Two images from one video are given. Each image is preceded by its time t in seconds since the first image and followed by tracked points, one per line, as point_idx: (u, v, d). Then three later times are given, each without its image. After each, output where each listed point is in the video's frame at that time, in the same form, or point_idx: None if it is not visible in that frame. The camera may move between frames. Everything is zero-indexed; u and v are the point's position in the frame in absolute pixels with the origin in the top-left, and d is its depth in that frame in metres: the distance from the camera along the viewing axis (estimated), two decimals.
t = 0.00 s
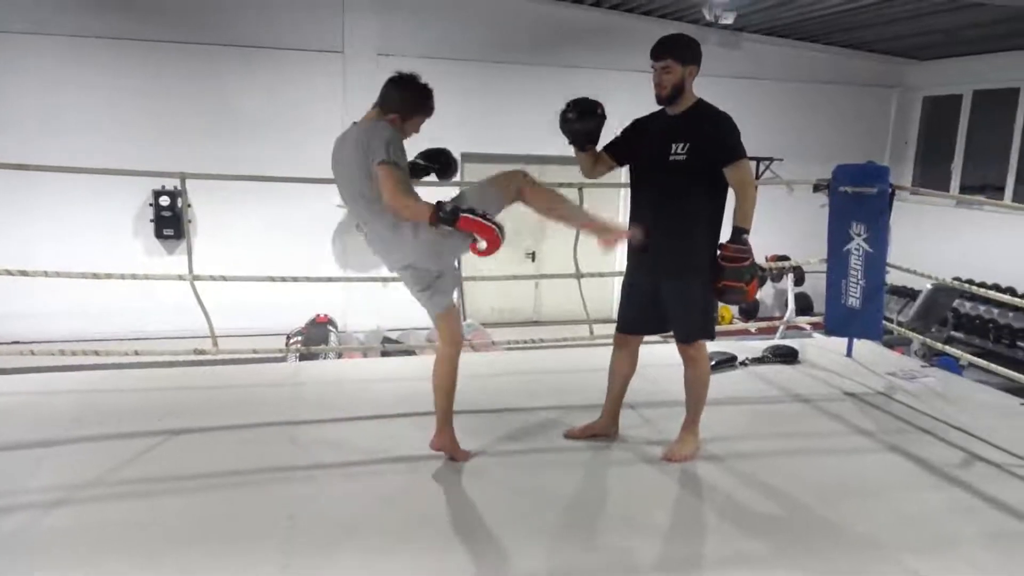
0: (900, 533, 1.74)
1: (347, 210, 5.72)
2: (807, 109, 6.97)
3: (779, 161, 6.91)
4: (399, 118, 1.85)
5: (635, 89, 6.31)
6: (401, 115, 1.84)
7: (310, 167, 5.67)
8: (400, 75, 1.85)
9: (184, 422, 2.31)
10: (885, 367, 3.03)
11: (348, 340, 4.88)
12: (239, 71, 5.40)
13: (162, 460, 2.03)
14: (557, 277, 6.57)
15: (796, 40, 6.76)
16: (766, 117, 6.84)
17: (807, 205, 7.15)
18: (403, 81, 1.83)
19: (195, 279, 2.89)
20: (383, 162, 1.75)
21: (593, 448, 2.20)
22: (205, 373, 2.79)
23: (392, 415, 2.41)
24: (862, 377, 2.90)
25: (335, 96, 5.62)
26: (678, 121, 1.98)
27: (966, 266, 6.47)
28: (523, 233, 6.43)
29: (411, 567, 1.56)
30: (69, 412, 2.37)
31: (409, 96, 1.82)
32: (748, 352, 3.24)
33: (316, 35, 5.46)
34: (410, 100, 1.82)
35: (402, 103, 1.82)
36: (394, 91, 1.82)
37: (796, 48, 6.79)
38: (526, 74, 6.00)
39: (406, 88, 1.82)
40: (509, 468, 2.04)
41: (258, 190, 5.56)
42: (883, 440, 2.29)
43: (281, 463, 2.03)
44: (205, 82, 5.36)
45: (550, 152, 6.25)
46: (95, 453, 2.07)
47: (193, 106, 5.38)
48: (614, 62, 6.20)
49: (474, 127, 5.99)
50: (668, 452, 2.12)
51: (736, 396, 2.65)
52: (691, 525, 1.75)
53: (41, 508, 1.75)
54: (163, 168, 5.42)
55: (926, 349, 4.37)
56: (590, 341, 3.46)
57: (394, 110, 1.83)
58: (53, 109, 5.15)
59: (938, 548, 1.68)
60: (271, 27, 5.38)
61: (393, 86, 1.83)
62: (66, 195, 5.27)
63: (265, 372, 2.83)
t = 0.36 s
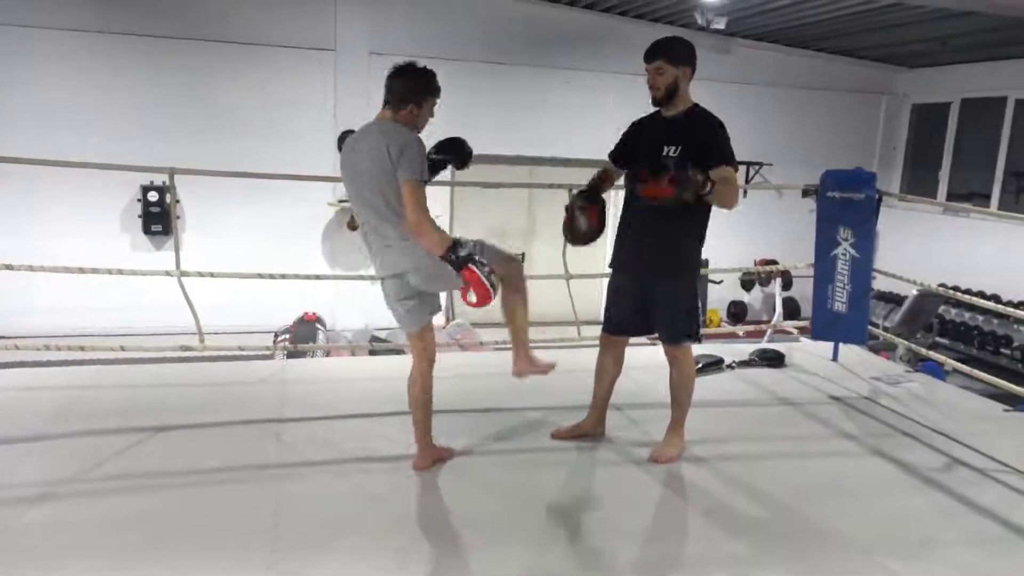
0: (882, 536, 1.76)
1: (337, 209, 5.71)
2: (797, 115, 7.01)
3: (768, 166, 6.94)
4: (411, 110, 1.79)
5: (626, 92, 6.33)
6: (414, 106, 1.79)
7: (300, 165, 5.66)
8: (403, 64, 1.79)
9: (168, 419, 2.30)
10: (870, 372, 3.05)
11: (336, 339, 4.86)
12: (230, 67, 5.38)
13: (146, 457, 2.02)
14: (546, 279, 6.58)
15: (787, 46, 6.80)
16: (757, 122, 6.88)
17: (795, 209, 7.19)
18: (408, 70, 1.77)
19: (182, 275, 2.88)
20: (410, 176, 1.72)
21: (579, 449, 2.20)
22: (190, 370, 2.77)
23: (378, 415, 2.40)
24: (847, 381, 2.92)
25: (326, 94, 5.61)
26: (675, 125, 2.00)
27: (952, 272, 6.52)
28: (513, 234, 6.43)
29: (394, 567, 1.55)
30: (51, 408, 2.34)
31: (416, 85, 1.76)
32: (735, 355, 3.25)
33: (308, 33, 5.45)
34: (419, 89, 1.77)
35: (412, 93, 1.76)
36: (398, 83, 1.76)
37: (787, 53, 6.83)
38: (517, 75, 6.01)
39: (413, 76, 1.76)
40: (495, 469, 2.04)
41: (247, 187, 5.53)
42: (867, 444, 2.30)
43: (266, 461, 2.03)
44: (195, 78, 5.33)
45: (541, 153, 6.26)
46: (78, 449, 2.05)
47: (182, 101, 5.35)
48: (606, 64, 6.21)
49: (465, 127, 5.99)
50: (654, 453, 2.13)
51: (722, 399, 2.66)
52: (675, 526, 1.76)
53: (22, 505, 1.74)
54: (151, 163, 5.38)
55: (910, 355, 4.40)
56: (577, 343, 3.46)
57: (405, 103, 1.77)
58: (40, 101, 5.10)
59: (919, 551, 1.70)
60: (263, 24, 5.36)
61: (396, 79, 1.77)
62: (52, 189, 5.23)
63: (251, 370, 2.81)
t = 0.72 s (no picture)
0: (870, 540, 1.76)
1: (326, 215, 5.70)
2: (784, 121, 7.05)
3: (756, 171, 6.98)
4: (418, 101, 1.71)
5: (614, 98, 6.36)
6: (417, 97, 1.70)
7: (289, 171, 5.64)
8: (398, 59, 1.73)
9: (155, 428, 2.28)
10: (857, 376, 3.07)
11: (325, 345, 4.85)
12: (218, 73, 5.36)
13: (132, 467, 2.01)
14: (535, 285, 6.59)
15: (774, 52, 6.85)
16: (744, 127, 6.92)
17: (783, 215, 7.23)
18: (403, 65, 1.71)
19: (167, 282, 2.86)
20: (417, 190, 1.65)
21: (567, 455, 2.20)
22: (177, 378, 2.75)
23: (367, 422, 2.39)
24: (834, 386, 2.94)
25: (314, 101, 5.61)
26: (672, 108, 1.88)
27: (938, 277, 6.58)
28: (502, 239, 6.43)
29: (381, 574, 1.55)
30: (36, 417, 2.32)
31: (412, 75, 1.69)
32: (723, 360, 3.27)
33: (296, 39, 5.45)
34: (417, 79, 1.69)
35: (411, 84, 1.69)
36: (400, 81, 1.69)
37: (773, 60, 6.88)
38: (505, 81, 6.02)
39: (406, 69, 1.69)
40: (484, 476, 2.04)
41: (235, 193, 5.52)
42: (853, 448, 2.32)
43: (254, 470, 2.02)
44: (183, 83, 5.31)
45: (530, 159, 6.27)
46: (62, 459, 2.04)
47: (170, 107, 5.32)
48: (594, 71, 6.23)
49: (453, 133, 5.99)
50: (644, 459, 2.13)
51: (711, 405, 2.67)
52: (665, 532, 1.76)
53: (6, 516, 1.72)
54: (139, 170, 5.35)
55: (897, 359, 4.43)
56: (566, 349, 3.46)
57: (408, 96, 1.69)
58: (24, 106, 5.05)
59: (907, 554, 1.71)
60: (251, 30, 5.35)
61: (398, 76, 1.70)
62: (37, 195, 5.19)
63: (238, 378, 2.79)
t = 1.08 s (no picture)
0: (860, 546, 1.77)
1: (315, 225, 5.69)
2: (771, 128, 7.10)
3: (744, 178, 7.02)
4: (414, 90, 1.70)
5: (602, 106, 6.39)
6: (412, 89, 1.69)
7: (277, 181, 5.63)
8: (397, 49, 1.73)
9: (142, 442, 2.26)
10: (846, 382, 3.08)
11: (315, 356, 4.83)
12: (205, 84, 5.35)
13: (120, 481, 1.99)
14: (525, 293, 6.59)
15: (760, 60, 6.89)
16: (732, 134, 6.96)
17: (771, 220, 7.27)
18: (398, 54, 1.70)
19: (154, 294, 2.84)
20: (395, 167, 1.63)
21: (558, 463, 2.20)
22: (165, 392, 2.73)
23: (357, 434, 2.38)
24: (823, 391, 2.95)
25: (302, 111, 5.61)
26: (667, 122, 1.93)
27: (925, 282, 6.62)
28: (492, 248, 6.44)
29: None
30: (22, 433, 2.30)
31: (406, 65, 1.68)
32: (713, 366, 3.27)
33: (284, 49, 5.45)
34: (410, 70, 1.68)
35: (403, 74, 1.68)
36: (389, 69, 1.69)
37: (760, 67, 6.92)
38: (493, 90, 6.04)
39: (400, 58, 1.68)
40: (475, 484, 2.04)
41: (223, 204, 5.50)
42: (843, 453, 2.33)
43: (244, 483, 2.00)
44: (169, 94, 5.30)
45: (518, 168, 6.28)
46: (49, 475, 2.01)
47: (156, 118, 5.30)
48: (582, 79, 6.26)
49: (441, 142, 6.00)
50: (636, 468, 2.14)
51: (701, 412, 2.68)
52: (656, 540, 1.76)
53: None
54: (125, 181, 5.33)
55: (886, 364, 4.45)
56: (557, 357, 3.46)
57: (402, 86, 1.69)
58: (9, 118, 5.03)
59: (897, 559, 1.71)
60: (239, 40, 5.35)
61: (388, 65, 1.70)
62: (23, 208, 5.15)
63: (226, 391, 2.77)
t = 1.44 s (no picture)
0: (842, 550, 1.78)
1: (299, 231, 5.66)
2: (755, 134, 7.15)
3: (728, 184, 7.06)
4: (402, 139, 1.75)
5: (588, 112, 6.41)
6: (399, 137, 1.74)
7: (261, 187, 5.60)
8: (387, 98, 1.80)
9: (123, 450, 2.23)
10: (829, 387, 3.10)
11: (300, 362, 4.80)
12: (189, 88, 5.32)
13: (101, 490, 1.97)
14: (510, 299, 6.59)
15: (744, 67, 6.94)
16: (716, 141, 7.00)
17: (756, 226, 7.32)
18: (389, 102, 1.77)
19: (135, 300, 2.81)
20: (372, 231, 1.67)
21: (544, 469, 2.20)
22: (147, 399, 2.70)
23: (341, 440, 2.37)
24: (807, 396, 2.96)
25: (286, 117, 5.58)
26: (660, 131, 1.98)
27: (906, 287, 6.69)
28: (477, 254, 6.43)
29: None
30: None
31: (396, 113, 1.74)
32: (698, 372, 3.28)
33: (268, 54, 5.43)
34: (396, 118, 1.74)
35: (391, 123, 1.74)
36: (378, 119, 1.76)
37: (744, 74, 6.96)
38: (478, 96, 6.04)
39: (387, 108, 1.75)
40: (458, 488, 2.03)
41: (207, 210, 5.47)
42: (825, 458, 2.34)
43: (227, 490, 1.99)
44: (152, 99, 5.26)
45: (504, 173, 6.28)
46: (26, 484, 1.98)
47: (139, 123, 5.26)
48: (567, 85, 6.28)
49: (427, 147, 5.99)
50: (620, 473, 2.13)
51: (685, 418, 2.68)
52: (637, 547, 1.76)
53: None
54: (108, 187, 5.28)
55: (869, 369, 4.49)
56: (543, 363, 3.46)
57: (390, 135, 1.75)
58: None
59: (878, 562, 1.72)
60: (223, 46, 5.32)
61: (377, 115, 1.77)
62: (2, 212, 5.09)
63: (209, 398, 2.74)
